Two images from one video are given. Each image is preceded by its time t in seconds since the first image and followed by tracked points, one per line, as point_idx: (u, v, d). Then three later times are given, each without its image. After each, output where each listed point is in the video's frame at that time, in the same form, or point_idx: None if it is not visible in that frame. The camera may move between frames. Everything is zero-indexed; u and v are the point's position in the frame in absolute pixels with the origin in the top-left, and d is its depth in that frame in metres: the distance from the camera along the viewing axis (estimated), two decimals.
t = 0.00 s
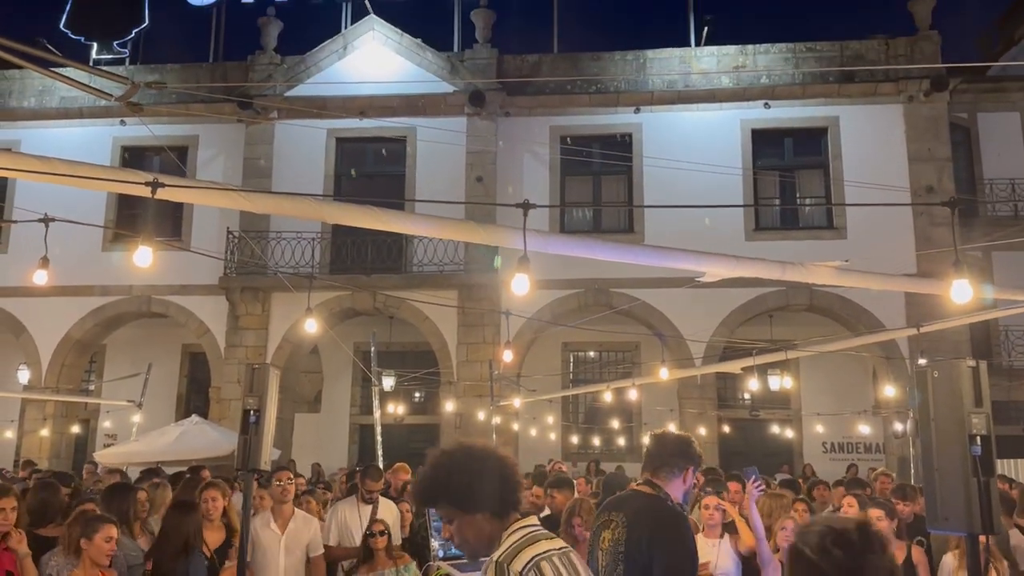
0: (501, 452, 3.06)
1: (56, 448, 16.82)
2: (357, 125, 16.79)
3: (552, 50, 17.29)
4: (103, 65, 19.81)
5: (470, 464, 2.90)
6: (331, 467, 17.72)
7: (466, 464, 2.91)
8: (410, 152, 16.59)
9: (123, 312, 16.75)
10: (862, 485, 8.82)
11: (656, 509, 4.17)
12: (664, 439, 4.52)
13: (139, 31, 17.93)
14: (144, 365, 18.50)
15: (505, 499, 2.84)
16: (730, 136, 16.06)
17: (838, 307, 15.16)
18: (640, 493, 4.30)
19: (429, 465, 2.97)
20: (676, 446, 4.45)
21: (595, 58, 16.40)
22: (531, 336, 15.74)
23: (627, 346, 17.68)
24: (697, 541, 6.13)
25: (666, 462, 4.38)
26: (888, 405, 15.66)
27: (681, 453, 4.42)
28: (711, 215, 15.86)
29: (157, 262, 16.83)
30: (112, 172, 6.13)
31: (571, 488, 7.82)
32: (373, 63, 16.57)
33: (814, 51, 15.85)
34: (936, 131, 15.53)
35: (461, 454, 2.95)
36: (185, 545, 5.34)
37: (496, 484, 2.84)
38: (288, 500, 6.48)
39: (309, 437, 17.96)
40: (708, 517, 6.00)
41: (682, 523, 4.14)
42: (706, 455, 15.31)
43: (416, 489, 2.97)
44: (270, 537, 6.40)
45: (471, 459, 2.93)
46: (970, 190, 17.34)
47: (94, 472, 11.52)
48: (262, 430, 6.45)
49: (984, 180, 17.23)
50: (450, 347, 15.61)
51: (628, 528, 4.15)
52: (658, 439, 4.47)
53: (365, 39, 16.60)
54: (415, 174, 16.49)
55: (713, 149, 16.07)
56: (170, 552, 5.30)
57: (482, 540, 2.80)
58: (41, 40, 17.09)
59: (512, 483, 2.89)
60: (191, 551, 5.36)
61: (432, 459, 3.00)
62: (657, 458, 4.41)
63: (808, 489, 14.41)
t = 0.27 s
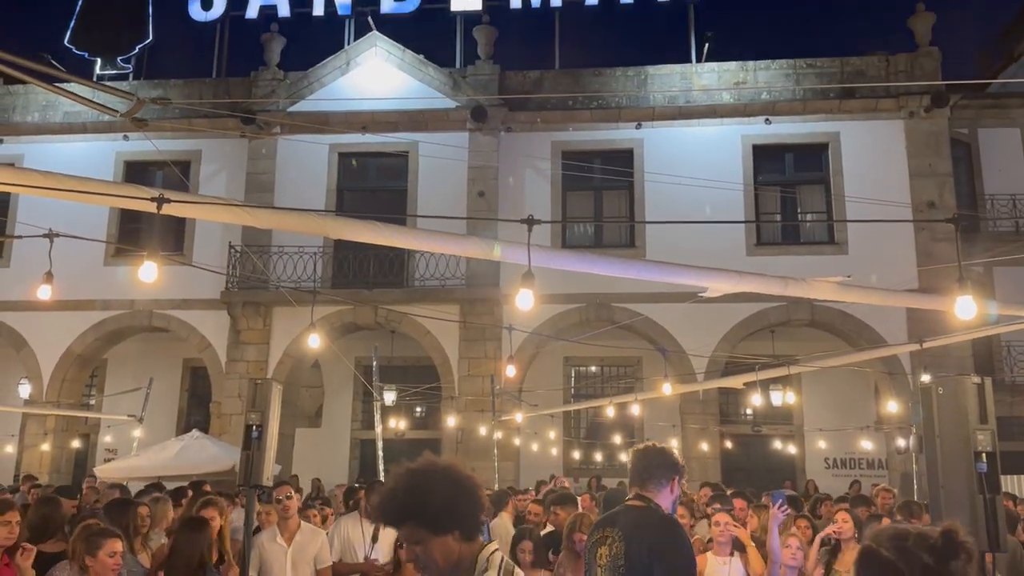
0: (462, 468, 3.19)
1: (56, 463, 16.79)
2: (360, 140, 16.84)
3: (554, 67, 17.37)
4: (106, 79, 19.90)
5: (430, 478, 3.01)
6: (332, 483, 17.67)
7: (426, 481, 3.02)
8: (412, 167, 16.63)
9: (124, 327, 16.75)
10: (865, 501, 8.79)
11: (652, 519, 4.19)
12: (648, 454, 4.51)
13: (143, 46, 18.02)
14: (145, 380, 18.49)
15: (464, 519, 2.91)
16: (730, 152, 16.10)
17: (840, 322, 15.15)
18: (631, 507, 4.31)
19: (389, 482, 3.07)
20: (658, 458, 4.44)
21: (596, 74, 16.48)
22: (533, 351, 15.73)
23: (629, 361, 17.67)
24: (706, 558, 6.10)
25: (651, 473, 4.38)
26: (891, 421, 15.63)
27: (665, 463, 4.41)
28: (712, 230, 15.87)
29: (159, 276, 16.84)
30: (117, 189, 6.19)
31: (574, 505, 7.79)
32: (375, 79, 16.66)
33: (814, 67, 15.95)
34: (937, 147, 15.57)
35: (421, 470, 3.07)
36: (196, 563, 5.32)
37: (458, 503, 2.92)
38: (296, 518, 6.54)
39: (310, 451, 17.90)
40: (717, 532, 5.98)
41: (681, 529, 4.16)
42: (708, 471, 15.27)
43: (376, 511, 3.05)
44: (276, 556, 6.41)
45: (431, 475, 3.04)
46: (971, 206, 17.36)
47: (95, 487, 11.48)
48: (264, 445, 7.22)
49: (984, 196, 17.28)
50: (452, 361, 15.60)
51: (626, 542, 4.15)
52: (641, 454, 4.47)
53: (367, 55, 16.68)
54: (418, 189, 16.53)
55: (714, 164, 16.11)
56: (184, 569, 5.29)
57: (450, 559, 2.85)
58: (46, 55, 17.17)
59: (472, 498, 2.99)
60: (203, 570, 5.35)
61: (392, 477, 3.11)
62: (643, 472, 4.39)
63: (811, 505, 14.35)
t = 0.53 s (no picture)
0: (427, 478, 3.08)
1: (57, 476, 16.75)
2: (362, 154, 16.89)
3: (555, 81, 17.45)
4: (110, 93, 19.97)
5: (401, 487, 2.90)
6: (333, 497, 17.61)
7: (390, 490, 2.89)
8: (414, 181, 16.67)
9: (126, 340, 16.75)
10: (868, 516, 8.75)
11: (656, 534, 4.18)
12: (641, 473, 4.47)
13: (146, 61, 18.11)
14: (146, 393, 18.46)
15: (427, 529, 2.82)
16: (732, 166, 16.14)
17: (842, 337, 15.14)
18: (632, 523, 4.29)
19: (348, 488, 2.94)
20: (654, 473, 4.43)
21: (598, 89, 16.53)
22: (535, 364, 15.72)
23: (631, 375, 17.64)
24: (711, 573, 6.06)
25: (649, 489, 4.36)
26: (894, 436, 15.57)
27: (661, 478, 4.41)
28: (714, 244, 15.88)
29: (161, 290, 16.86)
30: (124, 202, 6.22)
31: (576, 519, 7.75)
32: (378, 94, 16.73)
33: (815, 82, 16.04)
34: (938, 162, 15.60)
35: (387, 478, 2.94)
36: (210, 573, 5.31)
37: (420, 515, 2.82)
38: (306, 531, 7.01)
39: (311, 465, 17.85)
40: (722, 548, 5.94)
41: (686, 541, 4.15)
42: (710, 485, 15.22)
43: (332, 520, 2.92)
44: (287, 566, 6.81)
45: (397, 483, 2.92)
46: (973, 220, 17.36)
47: (95, 500, 11.45)
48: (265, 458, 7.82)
49: (986, 211, 17.31)
50: (453, 375, 15.57)
51: (634, 556, 4.15)
52: (637, 472, 4.43)
53: (370, 69, 16.77)
54: (419, 202, 16.56)
55: (715, 179, 16.14)
56: None
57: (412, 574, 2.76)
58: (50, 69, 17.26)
59: (439, 510, 2.89)
60: None
61: (354, 482, 2.98)
62: (638, 488, 4.37)
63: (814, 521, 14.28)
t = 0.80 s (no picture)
0: (396, 489, 2.90)
1: (57, 489, 16.71)
2: (364, 166, 16.93)
3: (556, 94, 17.51)
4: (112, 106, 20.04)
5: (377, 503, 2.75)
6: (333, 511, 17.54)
7: (356, 504, 2.72)
8: (416, 193, 16.70)
9: (127, 352, 16.74)
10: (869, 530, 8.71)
11: (672, 547, 4.19)
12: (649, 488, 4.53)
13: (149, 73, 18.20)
14: (146, 406, 18.43)
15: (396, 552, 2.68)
16: (733, 179, 16.17)
17: (843, 349, 15.11)
18: (645, 536, 4.32)
19: (312, 502, 2.77)
20: (663, 488, 4.50)
21: (599, 102, 16.57)
22: (536, 377, 15.71)
23: (632, 388, 17.61)
24: None
25: (662, 503, 4.42)
26: (896, 449, 15.52)
27: (671, 492, 4.47)
28: (715, 257, 15.88)
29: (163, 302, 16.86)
30: (125, 214, 6.25)
31: (576, 532, 7.71)
32: (380, 107, 16.80)
33: (815, 95, 16.09)
34: (939, 174, 15.62)
35: (353, 491, 2.77)
36: None
37: (389, 535, 2.66)
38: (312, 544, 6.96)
39: (311, 477, 17.79)
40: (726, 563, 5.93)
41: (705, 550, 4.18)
42: (712, 499, 15.15)
43: (294, 536, 2.75)
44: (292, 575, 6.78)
45: (362, 498, 2.74)
46: (975, 234, 17.45)
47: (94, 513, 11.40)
48: (265, 470, 7.94)
49: (987, 224, 17.33)
50: (454, 388, 15.55)
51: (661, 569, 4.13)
52: (644, 487, 4.51)
53: (372, 82, 16.83)
54: (421, 215, 16.58)
55: (716, 191, 16.16)
56: None
57: None
58: (53, 82, 17.34)
59: (409, 529, 2.75)
60: None
61: (317, 495, 2.80)
62: (644, 500, 4.46)
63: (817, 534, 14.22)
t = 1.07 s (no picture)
0: (375, 506, 2.70)
1: (57, 500, 16.66)
2: (365, 177, 16.97)
3: (558, 105, 17.56)
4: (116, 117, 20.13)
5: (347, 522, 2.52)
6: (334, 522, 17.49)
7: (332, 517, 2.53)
8: (417, 204, 16.72)
9: (128, 362, 16.73)
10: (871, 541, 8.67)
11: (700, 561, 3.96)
12: (676, 496, 4.30)
13: (152, 84, 18.28)
14: (148, 416, 18.40)
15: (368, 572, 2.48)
16: (734, 191, 16.19)
17: (845, 360, 15.09)
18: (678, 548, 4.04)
19: (286, 515, 2.60)
20: (687, 497, 4.29)
21: (599, 113, 16.67)
22: (537, 387, 15.69)
23: (633, 399, 17.58)
24: None
25: (689, 514, 4.20)
26: (899, 461, 15.46)
27: (696, 501, 4.27)
28: (716, 268, 15.88)
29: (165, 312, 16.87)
30: (127, 225, 6.27)
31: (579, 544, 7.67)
32: (381, 118, 16.86)
33: (816, 107, 16.14)
34: (940, 186, 15.63)
35: (329, 503, 2.58)
36: None
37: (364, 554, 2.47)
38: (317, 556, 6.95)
39: (312, 488, 17.74)
40: None
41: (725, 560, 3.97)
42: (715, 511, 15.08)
43: (265, 551, 2.59)
44: None
45: (339, 512, 2.55)
46: (977, 245, 17.48)
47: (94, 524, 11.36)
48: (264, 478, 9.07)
49: (989, 235, 17.34)
50: (455, 399, 15.54)
51: None
52: (668, 496, 4.30)
53: (374, 93, 16.89)
54: (422, 226, 16.59)
55: (718, 202, 16.18)
56: None
57: None
58: (56, 93, 17.40)
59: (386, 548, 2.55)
60: None
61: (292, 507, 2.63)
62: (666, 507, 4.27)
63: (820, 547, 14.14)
